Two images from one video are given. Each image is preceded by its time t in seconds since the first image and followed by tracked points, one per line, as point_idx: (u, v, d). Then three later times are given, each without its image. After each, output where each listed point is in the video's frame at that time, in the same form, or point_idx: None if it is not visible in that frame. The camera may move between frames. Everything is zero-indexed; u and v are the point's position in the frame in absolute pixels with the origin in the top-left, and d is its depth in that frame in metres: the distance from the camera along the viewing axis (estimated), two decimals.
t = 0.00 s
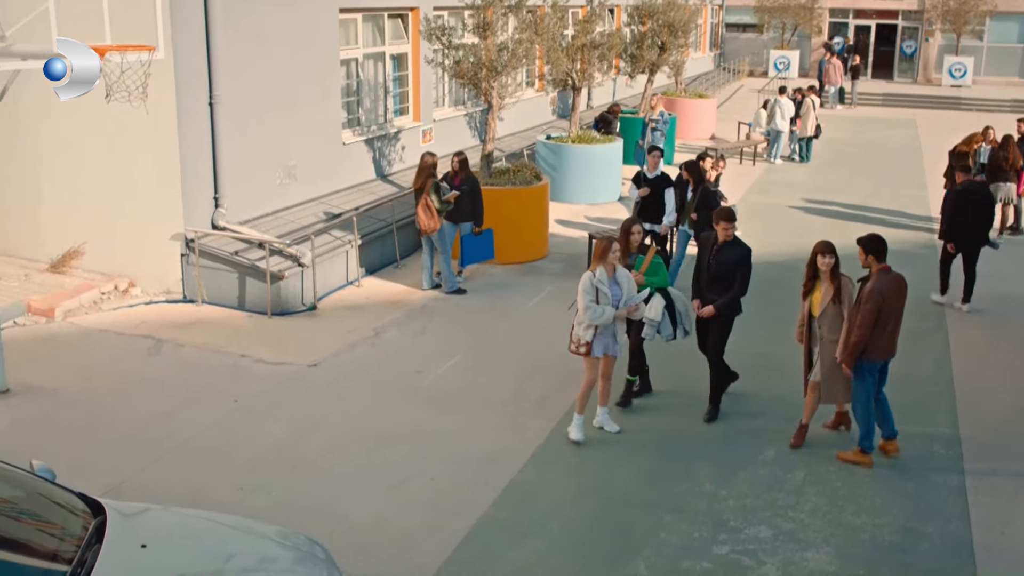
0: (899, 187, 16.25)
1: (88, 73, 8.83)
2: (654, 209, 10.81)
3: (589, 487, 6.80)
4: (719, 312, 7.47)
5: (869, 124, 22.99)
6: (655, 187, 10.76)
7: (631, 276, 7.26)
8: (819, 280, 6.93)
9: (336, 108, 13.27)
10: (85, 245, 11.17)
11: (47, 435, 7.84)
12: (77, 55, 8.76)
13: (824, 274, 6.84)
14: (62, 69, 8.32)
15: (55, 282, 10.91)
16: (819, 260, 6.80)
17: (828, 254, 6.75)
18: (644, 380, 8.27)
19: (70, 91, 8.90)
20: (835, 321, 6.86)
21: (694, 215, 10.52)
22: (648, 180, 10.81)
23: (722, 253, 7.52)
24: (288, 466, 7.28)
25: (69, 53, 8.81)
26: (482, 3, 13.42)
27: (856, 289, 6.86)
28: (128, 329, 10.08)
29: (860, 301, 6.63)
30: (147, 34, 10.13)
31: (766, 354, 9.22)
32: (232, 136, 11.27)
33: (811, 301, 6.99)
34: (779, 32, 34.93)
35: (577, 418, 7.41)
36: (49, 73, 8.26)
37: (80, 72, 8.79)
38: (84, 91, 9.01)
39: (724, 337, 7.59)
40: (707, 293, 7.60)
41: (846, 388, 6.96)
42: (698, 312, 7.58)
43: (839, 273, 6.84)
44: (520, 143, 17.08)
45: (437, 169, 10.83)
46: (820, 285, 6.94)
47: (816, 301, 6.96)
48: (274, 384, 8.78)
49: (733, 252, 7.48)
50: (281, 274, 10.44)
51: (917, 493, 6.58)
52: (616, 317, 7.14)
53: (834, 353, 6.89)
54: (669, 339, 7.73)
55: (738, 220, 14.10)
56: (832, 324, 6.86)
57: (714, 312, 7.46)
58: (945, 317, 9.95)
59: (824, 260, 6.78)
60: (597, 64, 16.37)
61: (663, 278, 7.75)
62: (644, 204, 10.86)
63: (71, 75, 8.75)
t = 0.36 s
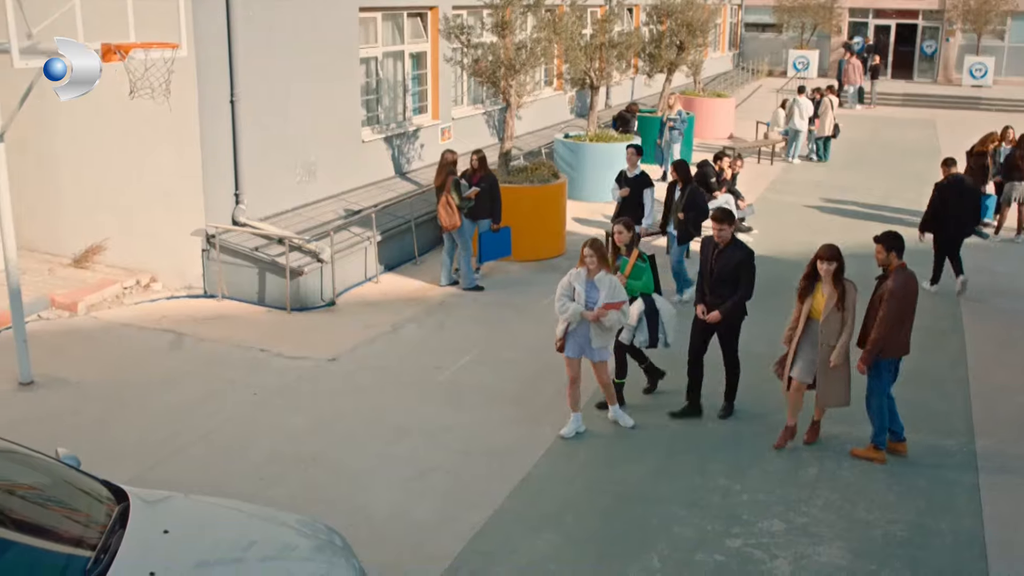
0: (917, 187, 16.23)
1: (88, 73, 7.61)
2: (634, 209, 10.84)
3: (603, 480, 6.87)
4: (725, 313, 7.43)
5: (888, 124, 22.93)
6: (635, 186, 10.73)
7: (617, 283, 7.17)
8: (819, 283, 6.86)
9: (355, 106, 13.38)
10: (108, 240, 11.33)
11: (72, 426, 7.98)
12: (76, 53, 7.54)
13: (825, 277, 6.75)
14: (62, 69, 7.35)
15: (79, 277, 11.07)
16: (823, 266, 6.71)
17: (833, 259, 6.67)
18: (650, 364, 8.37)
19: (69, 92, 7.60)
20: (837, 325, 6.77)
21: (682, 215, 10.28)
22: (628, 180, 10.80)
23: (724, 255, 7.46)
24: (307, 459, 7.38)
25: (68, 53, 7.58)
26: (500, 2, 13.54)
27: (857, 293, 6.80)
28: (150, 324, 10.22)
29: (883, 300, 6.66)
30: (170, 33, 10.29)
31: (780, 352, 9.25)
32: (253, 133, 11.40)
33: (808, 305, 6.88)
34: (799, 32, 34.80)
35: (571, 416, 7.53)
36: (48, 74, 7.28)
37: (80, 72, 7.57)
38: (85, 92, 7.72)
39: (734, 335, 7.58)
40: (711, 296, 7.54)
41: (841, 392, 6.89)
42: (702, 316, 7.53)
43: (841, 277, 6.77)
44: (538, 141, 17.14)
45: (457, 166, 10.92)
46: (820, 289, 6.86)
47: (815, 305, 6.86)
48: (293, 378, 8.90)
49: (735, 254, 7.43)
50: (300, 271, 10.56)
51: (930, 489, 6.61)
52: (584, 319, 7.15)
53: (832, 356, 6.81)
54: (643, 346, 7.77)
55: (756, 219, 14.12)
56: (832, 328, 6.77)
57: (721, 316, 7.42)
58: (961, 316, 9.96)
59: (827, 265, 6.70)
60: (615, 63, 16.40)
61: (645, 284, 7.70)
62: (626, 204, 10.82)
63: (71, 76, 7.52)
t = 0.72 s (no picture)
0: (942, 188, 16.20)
1: (88, 73, 8.18)
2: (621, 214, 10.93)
3: (623, 473, 6.97)
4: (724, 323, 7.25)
5: (913, 125, 22.86)
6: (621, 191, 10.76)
7: (593, 289, 7.16)
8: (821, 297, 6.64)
9: (381, 104, 13.54)
10: (137, 236, 11.54)
11: (103, 416, 8.17)
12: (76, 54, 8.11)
13: (829, 289, 6.55)
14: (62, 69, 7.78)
15: (109, 271, 11.29)
16: (827, 278, 6.51)
17: (837, 269, 6.49)
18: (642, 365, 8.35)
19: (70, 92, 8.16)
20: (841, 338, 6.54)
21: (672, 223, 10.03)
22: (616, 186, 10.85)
23: (713, 263, 7.28)
24: (332, 450, 7.52)
25: (66, 51, 8.13)
26: (525, 2, 13.63)
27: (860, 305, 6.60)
28: (178, 317, 10.41)
29: (921, 297, 6.68)
30: (200, 31, 10.48)
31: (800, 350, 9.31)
32: (280, 131, 11.56)
33: (810, 319, 6.64)
34: (824, 32, 34.68)
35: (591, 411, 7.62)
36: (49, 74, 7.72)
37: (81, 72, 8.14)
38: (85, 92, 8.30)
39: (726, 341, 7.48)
40: (704, 307, 7.32)
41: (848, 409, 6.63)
42: (697, 328, 7.29)
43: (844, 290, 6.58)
44: (562, 141, 17.23)
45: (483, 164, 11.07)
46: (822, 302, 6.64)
47: (818, 318, 6.62)
48: (318, 371, 9.04)
49: (725, 260, 7.27)
50: (326, 266, 10.72)
51: (946, 485, 6.67)
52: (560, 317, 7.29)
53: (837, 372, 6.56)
54: (624, 345, 7.76)
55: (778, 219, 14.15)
56: (837, 341, 6.54)
57: (720, 326, 7.22)
58: (983, 315, 9.97)
59: (830, 277, 6.50)
60: (639, 63, 16.44)
61: (632, 283, 7.77)
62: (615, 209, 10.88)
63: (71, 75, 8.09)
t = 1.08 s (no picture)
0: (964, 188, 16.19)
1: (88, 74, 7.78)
2: (601, 210, 10.98)
3: (639, 464, 7.09)
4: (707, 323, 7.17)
5: (938, 125, 22.80)
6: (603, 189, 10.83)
7: (560, 289, 7.08)
8: (822, 311, 6.20)
9: (406, 102, 13.72)
10: (167, 230, 11.80)
11: (133, 404, 8.39)
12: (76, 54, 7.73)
13: (834, 306, 6.12)
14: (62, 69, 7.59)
15: (139, 265, 11.54)
16: (832, 294, 6.08)
17: (843, 285, 6.07)
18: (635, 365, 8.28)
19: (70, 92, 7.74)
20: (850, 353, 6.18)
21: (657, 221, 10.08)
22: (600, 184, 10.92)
23: (696, 262, 7.22)
24: (355, 439, 7.70)
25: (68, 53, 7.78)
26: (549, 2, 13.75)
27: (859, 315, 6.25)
28: (206, 310, 10.63)
29: (937, 298, 6.61)
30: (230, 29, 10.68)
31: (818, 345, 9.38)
32: (307, 127, 11.76)
33: (812, 337, 6.19)
34: (850, 33, 34.55)
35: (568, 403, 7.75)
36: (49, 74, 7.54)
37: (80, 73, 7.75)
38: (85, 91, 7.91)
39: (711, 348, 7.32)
40: (686, 305, 7.29)
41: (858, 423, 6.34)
42: (679, 326, 7.24)
43: (847, 302, 6.16)
44: (585, 139, 17.36)
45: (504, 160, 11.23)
46: (823, 318, 6.19)
47: (820, 337, 6.19)
48: (342, 363, 9.23)
49: (707, 259, 7.19)
50: (351, 261, 10.91)
51: (960, 478, 6.75)
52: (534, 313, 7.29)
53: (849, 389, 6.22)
54: (598, 342, 7.71)
55: (799, 218, 14.19)
56: (848, 358, 6.17)
57: (697, 324, 7.15)
58: (1002, 313, 10.00)
59: (836, 293, 6.07)
60: (662, 62, 16.52)
61: (606, 282, 7.66)
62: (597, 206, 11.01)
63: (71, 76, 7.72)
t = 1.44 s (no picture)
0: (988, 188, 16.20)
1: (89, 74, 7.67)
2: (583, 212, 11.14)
3: (655, 453, 7.26)
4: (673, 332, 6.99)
5: (964, 125, 22.74)
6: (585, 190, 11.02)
7: (523, 289, 7.10)
8: (817, 319, 6.08)
9: (432, 100, 13.92)
10: (197, 223, 12.08)
11: (163, 391, 8.64)
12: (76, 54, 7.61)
13: (826, 314, 5.99)
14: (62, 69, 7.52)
15: (170, 258, 11.81)
16: (824, 303, 5.94)
17: (835, 294, 5.91)
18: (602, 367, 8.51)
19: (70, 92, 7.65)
20: (842, 363, 6.05)
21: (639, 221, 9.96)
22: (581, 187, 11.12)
23: (669, 270, 7.04)
24: (378, 426, 7.91)
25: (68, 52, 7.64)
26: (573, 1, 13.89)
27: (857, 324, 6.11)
28: (234, 302, 10.88)
29: (932, 299, 6.57)
30: (259, 27, 10.91)
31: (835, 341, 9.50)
32: (334, 123, 11.99)
33: (805, 345, 6.08)
34: (876, 32, 34.41)
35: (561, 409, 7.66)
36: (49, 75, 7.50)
37: (81, 73, 7.61)
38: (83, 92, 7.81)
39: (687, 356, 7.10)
40: (661, 313, 7.11)
41: (852, 437, 6.19)
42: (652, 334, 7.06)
43: (842, 311, 6.03)
44: (609, 138, 17.49)
45: (526, 158, 11.42)
46: (818, 325, 6.07)
47: (813, 345, 6.06)
48: (367, 353, 9.45)
49: (680, 268, 7.00)
50: (377, 255, 11.11)
51: (969, 470, 6.87)
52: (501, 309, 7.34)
53: (838, 400, 6.08)
54: (576, 335, 7.89)
55: (820, 216, 14.28)
56: (838, 367, 6.03)
57: (667, 331, 6.96)
58: (1020, 311, 10.07)
59: (827, 301, 5.93)
60: (686, 62, 16.62)
61: (588, 277, 7.85)
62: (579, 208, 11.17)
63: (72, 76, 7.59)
